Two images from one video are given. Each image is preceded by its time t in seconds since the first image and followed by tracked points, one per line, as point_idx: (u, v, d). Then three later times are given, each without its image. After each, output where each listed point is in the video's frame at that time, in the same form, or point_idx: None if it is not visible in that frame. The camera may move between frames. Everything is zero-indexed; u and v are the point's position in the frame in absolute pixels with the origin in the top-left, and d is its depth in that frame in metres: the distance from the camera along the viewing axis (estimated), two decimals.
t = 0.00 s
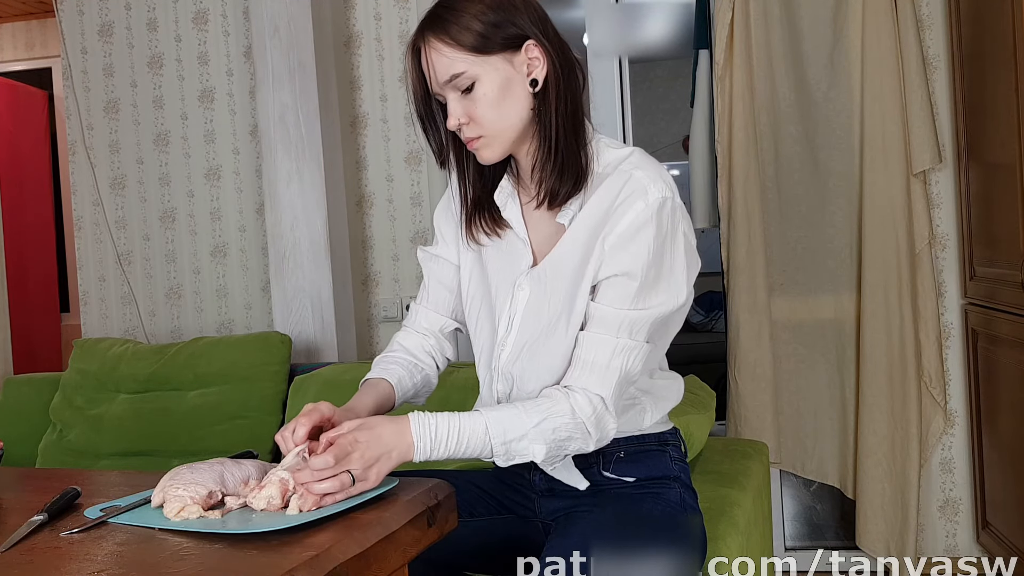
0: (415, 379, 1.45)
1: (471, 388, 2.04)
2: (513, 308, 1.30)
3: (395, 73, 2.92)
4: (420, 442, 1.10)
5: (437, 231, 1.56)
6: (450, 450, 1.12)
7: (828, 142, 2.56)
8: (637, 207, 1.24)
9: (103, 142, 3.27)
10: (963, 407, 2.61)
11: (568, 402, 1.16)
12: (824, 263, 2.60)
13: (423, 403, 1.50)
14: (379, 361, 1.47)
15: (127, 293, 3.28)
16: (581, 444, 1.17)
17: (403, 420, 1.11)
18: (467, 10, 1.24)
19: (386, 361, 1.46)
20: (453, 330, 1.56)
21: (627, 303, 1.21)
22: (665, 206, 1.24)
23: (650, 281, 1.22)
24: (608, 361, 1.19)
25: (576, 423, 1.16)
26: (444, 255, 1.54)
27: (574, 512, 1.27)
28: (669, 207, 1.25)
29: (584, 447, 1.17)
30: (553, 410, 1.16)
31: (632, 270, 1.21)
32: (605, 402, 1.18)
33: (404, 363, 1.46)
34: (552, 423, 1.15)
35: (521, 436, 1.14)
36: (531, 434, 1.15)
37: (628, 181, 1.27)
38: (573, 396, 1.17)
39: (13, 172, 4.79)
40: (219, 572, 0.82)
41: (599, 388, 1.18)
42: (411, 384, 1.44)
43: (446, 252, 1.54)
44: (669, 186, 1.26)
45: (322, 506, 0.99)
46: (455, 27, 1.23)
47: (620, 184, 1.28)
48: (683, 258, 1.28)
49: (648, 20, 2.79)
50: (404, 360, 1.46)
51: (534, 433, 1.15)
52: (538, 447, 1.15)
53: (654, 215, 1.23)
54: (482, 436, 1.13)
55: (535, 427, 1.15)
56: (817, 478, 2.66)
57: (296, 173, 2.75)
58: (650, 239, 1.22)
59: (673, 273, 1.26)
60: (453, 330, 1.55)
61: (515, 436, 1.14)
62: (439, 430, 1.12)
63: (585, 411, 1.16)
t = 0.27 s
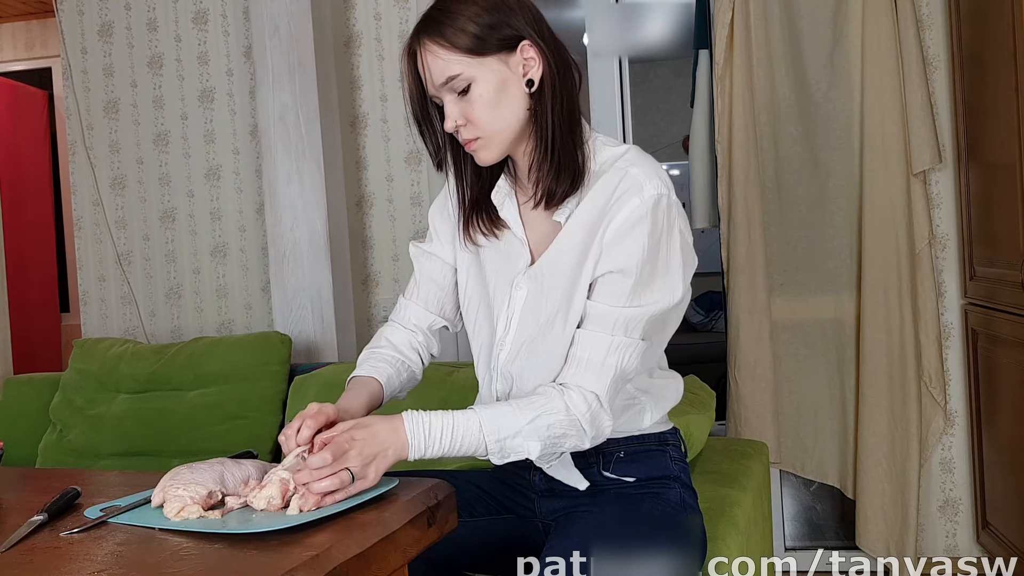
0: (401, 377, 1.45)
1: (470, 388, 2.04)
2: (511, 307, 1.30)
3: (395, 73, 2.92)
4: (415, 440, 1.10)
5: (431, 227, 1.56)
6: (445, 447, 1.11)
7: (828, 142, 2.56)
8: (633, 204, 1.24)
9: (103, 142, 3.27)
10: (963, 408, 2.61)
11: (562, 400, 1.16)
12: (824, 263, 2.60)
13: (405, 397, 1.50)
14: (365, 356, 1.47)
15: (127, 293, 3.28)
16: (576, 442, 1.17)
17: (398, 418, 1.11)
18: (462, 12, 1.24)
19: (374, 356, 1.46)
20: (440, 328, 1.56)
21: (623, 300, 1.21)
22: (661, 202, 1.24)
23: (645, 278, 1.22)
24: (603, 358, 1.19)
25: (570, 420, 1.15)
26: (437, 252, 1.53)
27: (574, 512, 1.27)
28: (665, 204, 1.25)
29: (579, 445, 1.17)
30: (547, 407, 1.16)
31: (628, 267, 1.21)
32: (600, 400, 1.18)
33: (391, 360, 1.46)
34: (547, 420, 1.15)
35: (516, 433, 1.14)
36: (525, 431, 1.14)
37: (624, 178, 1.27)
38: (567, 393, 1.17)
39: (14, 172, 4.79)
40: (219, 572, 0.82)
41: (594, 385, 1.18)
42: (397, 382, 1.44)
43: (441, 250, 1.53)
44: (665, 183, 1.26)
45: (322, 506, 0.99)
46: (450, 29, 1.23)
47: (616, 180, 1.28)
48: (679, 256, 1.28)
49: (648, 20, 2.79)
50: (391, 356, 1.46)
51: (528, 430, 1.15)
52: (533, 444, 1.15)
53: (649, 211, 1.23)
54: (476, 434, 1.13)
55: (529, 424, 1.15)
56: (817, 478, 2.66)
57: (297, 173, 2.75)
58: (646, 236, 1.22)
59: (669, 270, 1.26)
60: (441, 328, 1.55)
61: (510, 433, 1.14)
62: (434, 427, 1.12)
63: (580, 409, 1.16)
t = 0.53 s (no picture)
0: (401, 379, 1.45)
1: (470, 388, 2.04)
2: (509, 307, 1.30)
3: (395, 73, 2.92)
4: (415, 439, 1.10)
5: (429, 227, 1.56)
6: (445, 447, 1.11)
7: (828, 142, 2.55)
8: (630, 202, 1.24)
9: (103, 142, 3.27)
10: (963, 408, 2.61)
11: (561, 399, 1.16)
12: (824, 263, 2.60)
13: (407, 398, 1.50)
14: (364, 358, 1.47)
15: (127, 293, 3.28)
16: (576, 440, 1.17)
17: (397, 419, 1.11)
18: (458, 14, 1.24)
19: (371, 357, 1.46)
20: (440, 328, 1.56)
21: (620, 300, 1.21)
22: (658, 201, 1.24)
23: (643, 277, 1.23)
24: (602, 358, 1.19)
25: (569, 419, 1.16)
26: (436, 253, 1.53)
27: (574, 512, 1.27)
28: (662, 202, 1.25)
29: (579, 443, 1.17)
30: (545, 406, 1.16)
31: (626, 266, 1.21)
32: (599, 399, 1.18)
33: (390, 361, 1.46)
34: (546, 420, 1.15)
35: (516, 433, 1.14)
36: (524, 430, 1.14)
37: (621, 176, 1.27)
38: (566, 392, 1.17)
39: (14, 173, 4.79)
40: (219, 572, 0.82)
41: (593, 384, 1.18)
42: (396, 384, 1.44)
43: (440, 251, 1.53)
44: (662, 181, 1.26)
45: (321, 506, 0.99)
46: (446, 31, 1.23)
47: (613, 179, 1.28)
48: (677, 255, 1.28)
49: (648, 20, 2.79)
50: (391, 358, 1.46)
51: (527, 429, 1.15)
52: (533, 443, 1.15)
53: (647, 210, 1.23)
54: (475, 434, 1.13)
55: (528, 423, 1.15)
56: (817, 478, 2.66)
57: (297, 173, 2.75)
58: (643, 234, 1.22)
59: (666, 268, 1.26)
60: (441, 329, 1.55)
61: (509, 432, 1.14)
62: (433, 427, 1.12)
63: (579, 408, 1.16)
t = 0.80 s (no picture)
0: (404, 381, 1.45)
1: (470, 388, 2.04)
2: (508, 308, 1.30)
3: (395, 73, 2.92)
4: (417, 441, 1.10)
5: (430, 231, 1.56)
6: (446, 449, 1.11)
7: (828, 142, 2.56)
8: (629, 202, 1.24)
9: (103, 142, 3.27)
10: (963, 408, 2.61)
11: (563, 399, 1.16)
12: (824, 263, 2.60)
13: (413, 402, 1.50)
14: (368, 362, 1.47)
15: (127, 293, 3.28)
16: (577, 441, 1.17)
17: (399, 420, 1.11)
18: (454, 16, 1.24)
19: (376, 360, 1.46)
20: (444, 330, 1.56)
21: (621, 300, 1.21)
22: (657, 200, 1.24)
23: (643, 277, 1.23)
24: (603, 358, 1.19)
25: (571, 420, 1.16)
26: (438, 256, 1.53)
27: (574, 512, 1.27)
28: (661, 202, 1.25)
29: (580, 443, 1.17)
30: (547, 407, 1.16)
31: (626, 266, 1.22)
32: (601, 399, 1.18)
33: (393, 364, 1.46)
34: (548, 420, 1.15)
35: (518, 433, 1.14)
36: (526, 431, 1.14)
37: (621, 176, 1.27)
38: (568, 392, 1.17)
39: (14, 173, 4.79)
40: (219, 572, 0.82)
41: (594, 384, 1.18)
42: (400, 387, 1.44)
43: (441, 253, 1.53)
44: (661, 181, 1.26)
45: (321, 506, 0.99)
46: (442, 33, 1.23)
47: (612, 179, 1.28)
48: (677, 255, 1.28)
49: (648, 20, 2.79)
50: (394, 361, 1.46)
51: (530, 430, 1.15)
52: (535, 444, 1.15)
53: (646, 210, 1.24)
54: (477, 435, 1.13)
55: (530, 424, 1.15)
56: (817, 478, 2.66)
57: (297, 173, 2.75)
58: (643, 234, 1.22)
59: (666, 267, 1.26)
60: (445, 331, 1.55)
61: (512, 433, 1.14)
62: (435, 428, 1.12)
63: (581, 408, 1.16)
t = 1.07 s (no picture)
0: (404, 375, 1.45)
1: (470, 388, 2.05)
2: (508, 309, 1.30)
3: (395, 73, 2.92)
4: (417, 442, 1.10)
5: (431, 232, 1.56)
6: (446, 450, 1.12)
7: (828, 142, 2.56)
8: (628, 204, 1.24)
9: (103, 142, 3.27)
10: (963, 408, 2.61)
11: (563, 401, 1.16)
12: (824, 263, 2.60)
13: (415, 403, 1.49)
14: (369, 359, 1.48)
15: (127, 292, 3.28)
16: (578, 442, 1.17)
17: (399, 422, 1.11)
18: (452, 18, 1.25)
19: (375, 358, 1.47)
20: (446, 332, 1.56)
21: (620, 302, 1.21)
22: (656, 202, 1.24)
23: (642, 279, 1.23)
24: (602, 360, 1.19)
25: (571, 421, 1.16)
26: (438, 256, 1.53)
27: (574, 512, 1.27)
28: (660, 203, 1.25)
29: (580, 445, 1.17)
30: (547, 408, 1.16)
31: (624, 268, 1.22)
32: (601, 401, 1.18)
33: (392, 360, 1.46)
34: (548, 422, 1.15)
35: (517, 435, 1.14)
36: (526, 433, 1.14)
37: (619, 177, 1.27)
38: (567, 394, 1.17)
39: (14, 173, 4.79)
40: (219, 572, 0.82)
41: (593, 386, 1.18)
42: (399, 381, 1.44)
43: (441, 254, 1.53)
44: (660, 183, 1.26)
45: (321, 506, 0.99)
46: (440, 34, 1.23)
47: (610, 180, 1.28)
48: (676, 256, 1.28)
49: (647, 20, 2.79)
50: (394, 357, 1.47)
51: (530, 432, 1.15)
52: (535, 446, 1.15)
53: (645, 211, 1.23)
54: (478, 436, 1.13)
55: (530, 426, 1.15)
56: (817, 478, 2.66)
57: (297, 173, 2.75)
58: (642, 235, 1.22)
59: (665, 268, 1.26)
60: (447, 332, 1.55)
61: (511, 435, 1.14)
62: (435, 430, 1.12)
63: (580, 409, 1.16)
